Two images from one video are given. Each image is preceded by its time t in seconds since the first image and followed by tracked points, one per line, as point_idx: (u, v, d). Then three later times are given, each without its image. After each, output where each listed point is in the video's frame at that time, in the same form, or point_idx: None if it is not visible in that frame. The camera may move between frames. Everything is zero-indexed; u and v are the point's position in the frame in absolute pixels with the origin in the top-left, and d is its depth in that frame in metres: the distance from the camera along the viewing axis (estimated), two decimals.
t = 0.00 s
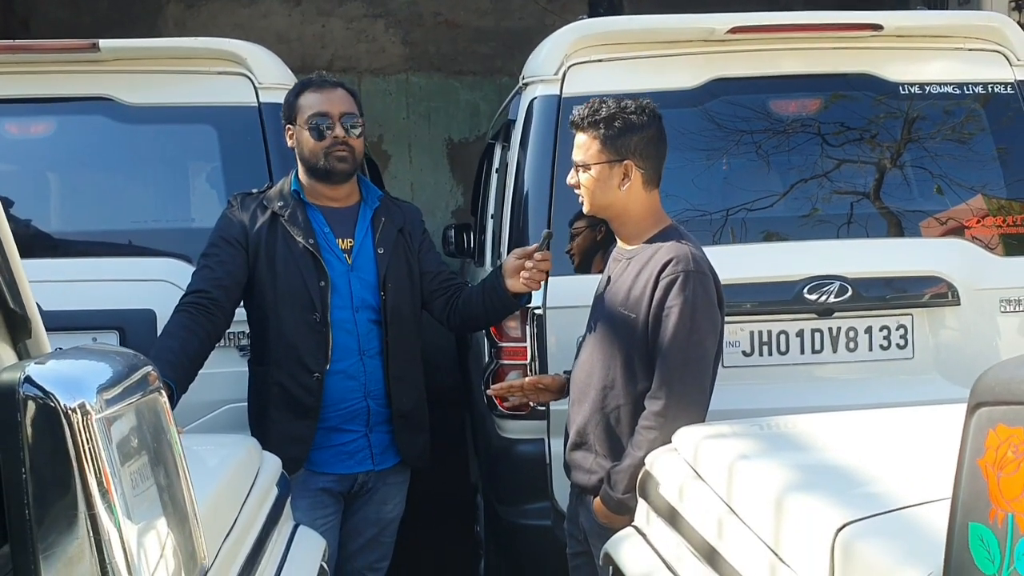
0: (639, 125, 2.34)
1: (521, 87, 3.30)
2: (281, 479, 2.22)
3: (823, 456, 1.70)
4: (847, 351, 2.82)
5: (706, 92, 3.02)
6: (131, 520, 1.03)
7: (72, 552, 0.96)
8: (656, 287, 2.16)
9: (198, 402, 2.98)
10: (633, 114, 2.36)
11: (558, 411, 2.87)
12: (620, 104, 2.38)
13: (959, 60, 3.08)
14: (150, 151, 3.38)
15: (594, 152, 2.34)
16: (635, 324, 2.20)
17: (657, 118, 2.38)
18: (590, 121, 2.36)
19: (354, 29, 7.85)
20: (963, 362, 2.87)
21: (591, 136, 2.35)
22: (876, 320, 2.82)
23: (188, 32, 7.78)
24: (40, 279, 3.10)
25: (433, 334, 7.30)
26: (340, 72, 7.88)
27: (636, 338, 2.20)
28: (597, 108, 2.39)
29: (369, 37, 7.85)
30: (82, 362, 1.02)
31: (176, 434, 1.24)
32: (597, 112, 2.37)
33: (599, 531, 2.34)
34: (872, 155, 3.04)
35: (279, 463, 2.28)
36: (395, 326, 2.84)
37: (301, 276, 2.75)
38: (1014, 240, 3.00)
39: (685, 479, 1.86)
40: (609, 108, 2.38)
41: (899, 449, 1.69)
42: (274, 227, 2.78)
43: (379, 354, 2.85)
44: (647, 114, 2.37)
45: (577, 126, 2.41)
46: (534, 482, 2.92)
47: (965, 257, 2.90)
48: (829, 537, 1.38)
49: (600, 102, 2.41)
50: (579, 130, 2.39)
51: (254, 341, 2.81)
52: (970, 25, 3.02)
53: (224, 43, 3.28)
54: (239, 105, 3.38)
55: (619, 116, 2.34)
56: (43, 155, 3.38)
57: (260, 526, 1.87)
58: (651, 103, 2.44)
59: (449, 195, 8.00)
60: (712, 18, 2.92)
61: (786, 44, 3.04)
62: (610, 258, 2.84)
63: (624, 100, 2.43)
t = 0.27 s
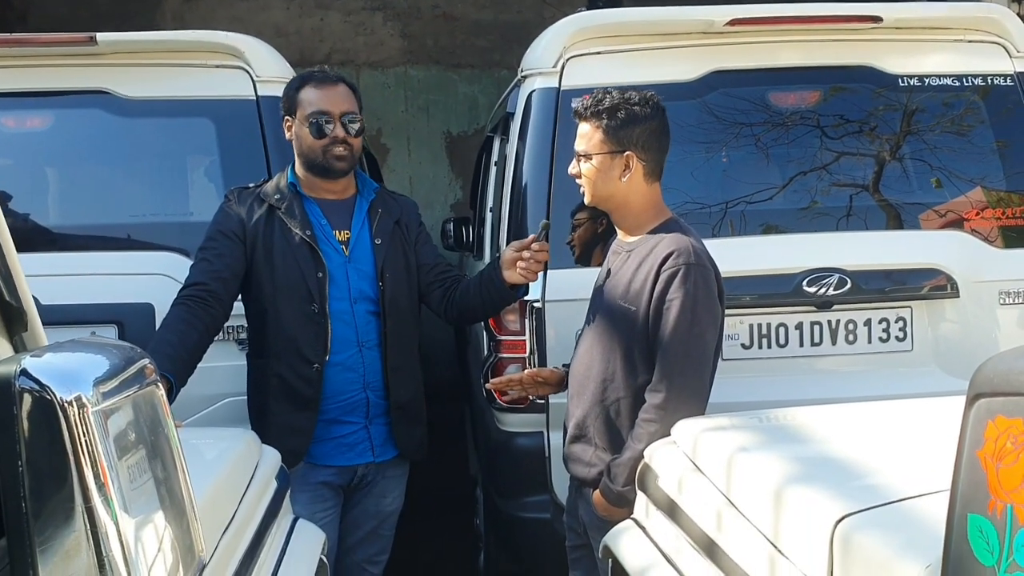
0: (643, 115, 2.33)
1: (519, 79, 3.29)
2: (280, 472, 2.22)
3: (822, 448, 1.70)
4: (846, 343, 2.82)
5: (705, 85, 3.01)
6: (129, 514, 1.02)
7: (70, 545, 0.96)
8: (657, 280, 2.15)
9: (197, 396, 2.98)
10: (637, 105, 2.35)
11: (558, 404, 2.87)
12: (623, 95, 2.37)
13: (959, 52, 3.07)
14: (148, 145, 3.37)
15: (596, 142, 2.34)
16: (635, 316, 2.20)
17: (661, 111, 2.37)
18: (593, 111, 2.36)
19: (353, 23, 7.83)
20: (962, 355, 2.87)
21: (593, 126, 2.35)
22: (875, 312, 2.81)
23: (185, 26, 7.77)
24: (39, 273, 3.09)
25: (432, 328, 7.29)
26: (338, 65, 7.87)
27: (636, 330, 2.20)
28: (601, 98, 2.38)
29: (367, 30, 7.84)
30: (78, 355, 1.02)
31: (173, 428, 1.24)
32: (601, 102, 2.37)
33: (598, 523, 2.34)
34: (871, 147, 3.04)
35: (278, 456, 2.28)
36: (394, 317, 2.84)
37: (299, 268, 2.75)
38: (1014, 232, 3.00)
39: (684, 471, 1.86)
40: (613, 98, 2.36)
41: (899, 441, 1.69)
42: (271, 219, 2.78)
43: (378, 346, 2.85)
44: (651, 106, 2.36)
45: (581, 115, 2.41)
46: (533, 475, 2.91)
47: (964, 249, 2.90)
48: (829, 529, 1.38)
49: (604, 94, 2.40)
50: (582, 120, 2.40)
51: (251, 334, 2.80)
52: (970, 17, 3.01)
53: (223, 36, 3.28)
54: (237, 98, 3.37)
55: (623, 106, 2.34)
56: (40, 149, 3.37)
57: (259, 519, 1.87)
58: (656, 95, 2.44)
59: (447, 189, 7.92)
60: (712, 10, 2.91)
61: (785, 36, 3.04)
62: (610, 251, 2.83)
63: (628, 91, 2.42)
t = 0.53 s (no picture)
0: (652, 107, 2.34)
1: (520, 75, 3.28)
2: (281, 468, 2.22)
3: (823, 444, 1.70)
4: (847, 340, 2.82)
5: (705, 81, 3.01)
6: (132, 508, 1.02)
7: (74, 538, 0.97)
8: (660, 277, 2.15)
9: (197, 391, 2.98)
10: (647, 98, 2.35)
11: (558, 400, 2.87)
12: (633, 87, 2.38)
13: (959, 48, 3.07)
14: (149, 140, 3.37)
15: (605, 133, 2.33)
16: (638, 313, 2.19)
17: (669, 105, 2.37)
18: (603, 102, 2.37)
19: (353, 19, 7.83)
20: (963, 351, 2.87)
21: (603, 117, 2.35)
22: (875, 309, 2.81)
23: (185, 22, 7.76)
24: (39, 268, 3.09)
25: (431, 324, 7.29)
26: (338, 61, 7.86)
27: (639, 327, 2.20)
28: (609, 91, 2.39)
29: (368, 26, 7.83)
30: (82, 349, 1.02)
31: (176, 422, 1.24)
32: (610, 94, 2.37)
33: (599, 519, 2.34)
34: (872, 144, 3.04)
35: (279, 451, 2.28)
36: (394, 314, 2.84)
37: (299, 264, 2.74)
38: (1015, 229, 3.00)
39: (686, 468, 1.86)
40: (621, 91, 2.38)
41: (900, 437, 1.69)
42: (272, 215, 2.77)
43: (378, 342, 2.85)
44: (659, 99, 2.37)
45: (589, 107, 2.41)
46: (533, 471, 2.92)
47: (964, 246, 2.90)
48: (830, 525, 1.38)
49: (614, 86, 2.41)
50: (590, 111, 2.40)
51: (251, 331, 2.80)
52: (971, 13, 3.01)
53: (224, 32, 3.27)
54: (238, 94, 3.37)
55: (632, 97, 2.35)
56: (41, 145, 3.36)
57: (261, 514, 1.88)
58: (665, 90, 2.44)
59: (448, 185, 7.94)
60: (713, 6, 2.91)
61: (786, 32, 3.03)
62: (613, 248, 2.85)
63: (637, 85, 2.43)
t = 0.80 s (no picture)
0: (651, 104, 2.33)
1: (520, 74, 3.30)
2: (281, 466, 2.23)
3: (821, 443, 1.71)
4: (846, 339, 2.82)
5: (705, 81, 3.01)
6: (133, 507, 1.03)
7: (74, 537, 0.97)
8: (654, 276, 2.16)
9: (197, 390, 2.98)
10: (646, 95, 2.35)
11: (558, 399, 2.88)
12: (634, 85, 2.38)
13: (958, 48, 3.07)
14: (149, 139, 3.38)
15: (604, 129, 2.34)
16: (633, 313, 2.20)
17: (669, 104, 2.37)
18: (604, 97, 2.38)
19: (353, 17, 7.84)
20: (961, 351, 2.87)
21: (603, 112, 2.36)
22: (874, 309, 2.82)
23: (185, 20, 7.76)
24: (39, 267, 3.10)
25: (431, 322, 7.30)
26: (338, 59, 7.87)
27: (634, 327, 2.20)
28: (610, 88, 2.39)
29: (368, 24, 7.84)
30: (83, 349, 1.02)
31: (177, 421, 1.25)
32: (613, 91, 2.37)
33: (597, 518, 2.34)
34: (871, 144, 3.04)
35: (278, 450, 2.29)
36: (392, 313, 2.84)
37: (298, 263, 2.75)
38: (1014, 229, 3.01)
39: (684, 467, 1.86)
40: (622, 87, 2.38)
41: (898, 437, 1.69)
42: (271, 214, 2.78)
43: (377, 341, 2.85)
44: (659, 97, 2.37)
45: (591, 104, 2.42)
46: (532, 470, 2.92)
47: (963, 246, 2.91)
48: (828, 524, 1.38)
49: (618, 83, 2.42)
50: (593, 107, 2.41)
51: (251, 329, 2.80)
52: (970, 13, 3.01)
53: (224, 30, 3.27)
54: (238, 92, 3.37)
55: (633, 94, 2.35)
56: (41, 143, 3.37)
57: (260, 513, 1.89)
58: (666, 90, 2.44)
59: (448, 183, 7.92)
60: (713, 6, 2.91)
61: (786, 32, 3.04)
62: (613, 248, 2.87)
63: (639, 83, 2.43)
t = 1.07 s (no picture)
0: (651, 104, 2.32)
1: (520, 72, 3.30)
2: (280, 463, 2.23)
3: (821, 441, 1.71)
4: (845, 338, 2.82)
5: (705, 78, 3.01)
6: (133, 503, 1.03)
7: (75, 533, 0.97)
8: (651, 273, 2.16)
9: (197, 386, 2.98)
10: (647, 94, 2.34)
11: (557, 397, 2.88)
12: (635, 83, 2.36)
13: (959, 47, 3.07)
14: (149, 135, 3.37)
15: (605, 129, 2.34)
16: (631, 309, 2.20)
17: (670, 104, 2.37)
18: (605, 96, 2.36)
19: (354, 14, 7.84)
20: (961, 349, 2.87)
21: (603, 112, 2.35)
22: (874, 307, 2.82)
23: (186, 16, 7.76)
24: (39, 263, 3.09)
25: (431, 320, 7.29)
26: (339, 56, 7.87)
27: (632, 324, 2.20)
28: (612, 86, 2.38)
29: (368, 21, 7.84)
30: (84, 345, 1.02)
31: (177, 417, 1.25)
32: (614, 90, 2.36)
33: (596, 516, 2.34)
34: (872, 142, 3.04)
35: (278, 447, 2.29)
36: (392, 310, 2.84)
37: (298, 260, 2.75)
38: (1014, 228, 3.00)
39: (684, 465, 1.86)
40: (624, 85, 2.36)
41: (898, 435, 1.69)
42: (271, 211, 2.78)
43: (376, 339, 2.85)
44: (661, 97, 2.36)
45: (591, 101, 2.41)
46: (532, 468, 2.92)
47: (964, 244, 2.90)
48: (828, 522, 1.38)
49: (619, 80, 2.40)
50: (593, 105, 2.40)
51: (251, 326, 2.80)
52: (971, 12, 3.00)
53: (224, 27, 3.27)
54: (238, 89, 3.37)
55: (634, 94, 2.33)
56: (41, 139, 3.37)
57: (260, 509, 1.88)
58: (668, 87, 2.43)
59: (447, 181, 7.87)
60: (714, 4, 2.91)
61: (787, 30, 3.03)
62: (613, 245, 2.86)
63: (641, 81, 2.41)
